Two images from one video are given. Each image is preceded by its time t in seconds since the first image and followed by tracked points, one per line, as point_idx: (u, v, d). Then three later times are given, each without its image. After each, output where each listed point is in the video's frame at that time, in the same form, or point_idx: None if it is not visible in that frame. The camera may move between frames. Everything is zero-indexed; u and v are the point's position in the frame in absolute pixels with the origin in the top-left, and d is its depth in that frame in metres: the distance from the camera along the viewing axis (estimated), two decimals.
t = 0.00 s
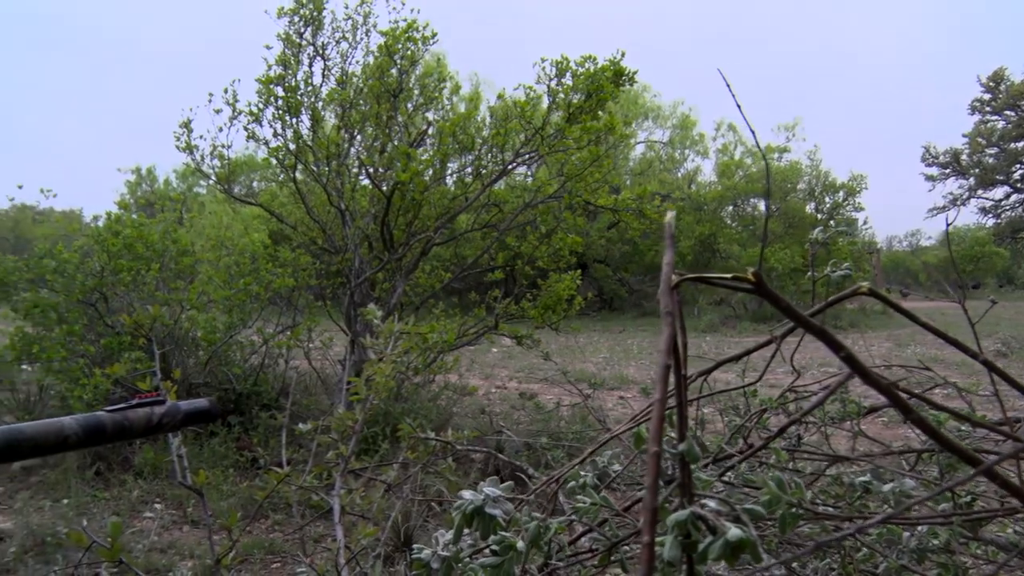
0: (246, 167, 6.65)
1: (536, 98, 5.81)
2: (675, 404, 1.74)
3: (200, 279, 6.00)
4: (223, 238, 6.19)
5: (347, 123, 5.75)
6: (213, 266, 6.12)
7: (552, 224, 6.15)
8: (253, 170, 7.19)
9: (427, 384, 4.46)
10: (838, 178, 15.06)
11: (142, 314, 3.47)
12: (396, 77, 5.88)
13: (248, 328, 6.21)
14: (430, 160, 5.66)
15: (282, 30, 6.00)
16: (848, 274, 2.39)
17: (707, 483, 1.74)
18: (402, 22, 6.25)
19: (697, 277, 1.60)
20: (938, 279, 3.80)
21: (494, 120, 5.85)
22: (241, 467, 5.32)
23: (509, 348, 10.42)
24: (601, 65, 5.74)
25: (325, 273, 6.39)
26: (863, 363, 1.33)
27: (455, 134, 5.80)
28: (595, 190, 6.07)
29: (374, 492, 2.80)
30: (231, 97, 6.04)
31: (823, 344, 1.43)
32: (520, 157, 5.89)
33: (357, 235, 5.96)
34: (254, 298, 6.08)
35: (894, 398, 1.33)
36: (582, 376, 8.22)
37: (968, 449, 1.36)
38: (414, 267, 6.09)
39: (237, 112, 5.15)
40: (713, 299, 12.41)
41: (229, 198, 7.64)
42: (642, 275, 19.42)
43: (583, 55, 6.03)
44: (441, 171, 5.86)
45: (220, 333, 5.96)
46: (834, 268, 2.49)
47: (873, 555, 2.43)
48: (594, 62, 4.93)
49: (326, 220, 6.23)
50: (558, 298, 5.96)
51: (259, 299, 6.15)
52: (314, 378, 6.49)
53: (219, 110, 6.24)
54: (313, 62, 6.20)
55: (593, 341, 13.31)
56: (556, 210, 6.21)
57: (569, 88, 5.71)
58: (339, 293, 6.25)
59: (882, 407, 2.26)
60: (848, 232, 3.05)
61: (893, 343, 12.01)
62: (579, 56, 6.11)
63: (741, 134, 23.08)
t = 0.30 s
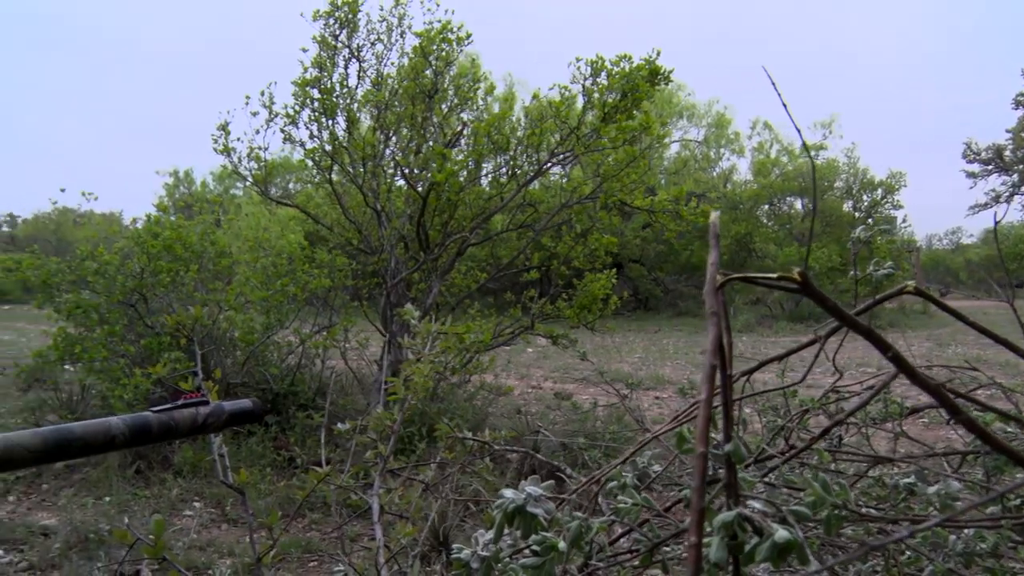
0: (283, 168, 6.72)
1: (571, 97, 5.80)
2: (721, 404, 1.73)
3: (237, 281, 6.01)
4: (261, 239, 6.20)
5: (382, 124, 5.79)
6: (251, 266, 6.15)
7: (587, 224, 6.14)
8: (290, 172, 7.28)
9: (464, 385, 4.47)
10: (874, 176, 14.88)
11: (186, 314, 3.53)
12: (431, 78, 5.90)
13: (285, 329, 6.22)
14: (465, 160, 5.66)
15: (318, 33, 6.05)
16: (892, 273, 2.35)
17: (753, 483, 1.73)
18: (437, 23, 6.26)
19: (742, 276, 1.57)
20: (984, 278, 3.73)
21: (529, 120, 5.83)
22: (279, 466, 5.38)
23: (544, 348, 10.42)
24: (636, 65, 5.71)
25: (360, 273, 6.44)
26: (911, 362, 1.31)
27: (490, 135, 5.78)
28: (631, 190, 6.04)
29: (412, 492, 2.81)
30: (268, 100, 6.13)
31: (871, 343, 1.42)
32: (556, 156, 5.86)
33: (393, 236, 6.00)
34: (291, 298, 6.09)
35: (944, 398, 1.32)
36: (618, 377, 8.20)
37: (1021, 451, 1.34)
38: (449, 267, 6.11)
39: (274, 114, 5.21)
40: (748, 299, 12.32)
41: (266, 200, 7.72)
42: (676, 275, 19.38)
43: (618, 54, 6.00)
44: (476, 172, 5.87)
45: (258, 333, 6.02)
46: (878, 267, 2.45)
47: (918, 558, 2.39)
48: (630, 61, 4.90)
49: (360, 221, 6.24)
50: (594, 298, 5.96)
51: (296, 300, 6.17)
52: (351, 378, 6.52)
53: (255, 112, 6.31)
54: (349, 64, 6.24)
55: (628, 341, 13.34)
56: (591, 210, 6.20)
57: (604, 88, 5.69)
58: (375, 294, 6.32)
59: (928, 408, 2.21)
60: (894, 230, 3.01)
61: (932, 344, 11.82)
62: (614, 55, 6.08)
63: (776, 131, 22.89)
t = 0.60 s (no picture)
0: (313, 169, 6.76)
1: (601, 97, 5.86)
2: (761, 404, 1.71)
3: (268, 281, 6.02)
4: (293, 241, 6.21)
5: (412, 125, 5.81)
6: (283, 267, 6.15)
7: (617, 224, 6.12)
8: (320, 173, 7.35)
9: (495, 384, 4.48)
10: (905, 173, 14.76)
11: (221, 315, 3.57)
12: (461, 78, 5.90)
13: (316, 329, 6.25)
14: (495, 160, 5.67)
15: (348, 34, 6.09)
16: (931, 271, 2.29)
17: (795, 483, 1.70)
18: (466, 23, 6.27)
19: (784, 274, 1.51)
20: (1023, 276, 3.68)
21: (559, 120, 5.91)
22: (310, 465, 5.42)
23: (574, 348, 10.43)
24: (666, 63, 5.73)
25: (391, 273, 6.48)
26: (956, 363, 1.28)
27: (520, 135, 5.79)
28: (661, 189, 6.08)
29: (446, 492, 2.81)
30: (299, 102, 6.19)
31: (915, 344, 1.39)
32: (586, 156, 5.90)
33: (423, 237, 6.03)
34: (323, 299, 6.15)
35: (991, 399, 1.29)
36: (649, 377, 8.18)
37: None
38: (480, 267, 6.11)
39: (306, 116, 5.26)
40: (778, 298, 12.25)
41: (295, 201, 7.77)
42: (707, 274, 19.32)
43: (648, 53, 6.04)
44: (506, 172, 5.86)
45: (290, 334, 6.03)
46: (916, 266, 2.41)
47: (959, 561, 2.35)
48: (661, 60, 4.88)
49: (391, 221, 6.29)
50: (625, 298, 5.96)
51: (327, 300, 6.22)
52: (382, 379, 6.55)
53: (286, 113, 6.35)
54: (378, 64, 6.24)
55: (659, 341, 13.31)
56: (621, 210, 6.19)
57: (635, 87, 5.73)
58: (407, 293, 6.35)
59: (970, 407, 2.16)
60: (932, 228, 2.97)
61: (966, 343, 11.65)
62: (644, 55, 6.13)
63: (807, 129, 22.77)
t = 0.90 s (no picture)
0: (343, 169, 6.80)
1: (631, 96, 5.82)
2: (800, 404, 1.67)
3: (300, 281, 6.11)
4: (323, 242, 6.29)
5: (441, 126, 5.82)
6: (313, 268, 6.21)
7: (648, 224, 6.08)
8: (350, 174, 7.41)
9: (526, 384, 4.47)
10: (939, 171, 14.52)
11: (256, 315, 3.61)
12: (490, 78, 5.91)
13: (348, 328, 6.30)
14: (525, 160, 5.64)
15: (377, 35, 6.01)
16: (971, 270, 2.24)
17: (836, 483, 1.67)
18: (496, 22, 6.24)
19: (824, 274, 1.49)
20: None
21: (589, 120, 5.90)
22: (341, 464, 5.46)
23: (604, 349, 10.41)
24: (697, 61, 5.68)
25: (422, 273, 6.50)
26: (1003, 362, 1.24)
27: (550, 134, 5.77)
28: (692, 188, 6.04)
29: (478, 491, 2.81)
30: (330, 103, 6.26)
31: (958, 344, 1.35)
32: (616, 155, 5.85)
33: (453, 237, 6.04)
34: (354, 298, 6.17)
35: None
36: (681, 377, 8.14)
37: None
38: (510, 268, 6.10)
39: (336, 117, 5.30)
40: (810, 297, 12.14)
41: (325, 202, 7.82)
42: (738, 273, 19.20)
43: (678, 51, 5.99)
44: (536, 172, 5.84)
45: (322, 334, 6.05)
46: (956, 263, 2.37)
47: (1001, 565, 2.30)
48: (691, 57, 4.85)
49: (421, 222, 6.30)
50: (655, 298, 5.95)
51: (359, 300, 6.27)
52: (412, 379, 6.57)
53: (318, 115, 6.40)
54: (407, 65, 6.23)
55: (689, 341, 13.25)
56: (652, 210, 6.16)
57: (665, 86, 5.69)
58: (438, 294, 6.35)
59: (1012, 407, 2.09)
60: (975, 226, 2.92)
61: (1003, 344, 11.45)
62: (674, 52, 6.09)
63: (837, 127, 22.55)
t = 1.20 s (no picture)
0: (376, 170, 6.86)
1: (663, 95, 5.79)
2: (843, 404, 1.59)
3: (333, 282, 6.14)
4: (355, 242, 6.27)
5: (472, 126, 5.83)
6: (346, 268, 6.25)
7: (681, 223, 6.13)
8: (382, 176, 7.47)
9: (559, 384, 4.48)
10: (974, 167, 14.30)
11: (292, 315, 3.66)
12: (521, 78, 5.92)
13: (380, 329, 6.33)
14: (557, 159, 5.63)
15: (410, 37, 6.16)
16: (1015, 269, 2.21)
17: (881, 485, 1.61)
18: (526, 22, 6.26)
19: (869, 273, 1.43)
20: None
21: (620, 119, 5.88)
22: (374, 463, 5.50)
23: (636, 348, 10.38)
24: (729, 59, 5.64)
25: (454, 273, 6.53)
26: None
27: (581, 134, 5.78)
28: (724, 186, 6.02)
29: (511, 490, 2.82)
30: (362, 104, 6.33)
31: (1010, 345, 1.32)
32: (648, 154, 5.84)
33: (485, 237, 6.06)
34: (387, 299, 6.17)
35: None
36: (713, 377, 8.11)
37: None
38: (542, 267, 6.12)
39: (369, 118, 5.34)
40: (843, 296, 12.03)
41: (356, 202, 7.88)
42: (769, 271, 19.06)
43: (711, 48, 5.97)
44: (567, 171, 5.84)
45: (354, 335, 6.02)
46: (999, 263, 2.33)
47: None
48: (722, 55, 4.83)
49: (454, 222, 6.31)
50: (687, 297, 5.94)
51: (391, 301, 6.24)
52: (445, 378, 6.58)
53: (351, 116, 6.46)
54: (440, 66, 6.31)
55: (720, 340, 13.19)
56: (684, 208, 6.17)
57: (697, 83, 5.64)
58: (471, 294, 6.40)
59: None
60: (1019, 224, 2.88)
61: None
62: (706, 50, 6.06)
63: (870, 124, 22.33)
